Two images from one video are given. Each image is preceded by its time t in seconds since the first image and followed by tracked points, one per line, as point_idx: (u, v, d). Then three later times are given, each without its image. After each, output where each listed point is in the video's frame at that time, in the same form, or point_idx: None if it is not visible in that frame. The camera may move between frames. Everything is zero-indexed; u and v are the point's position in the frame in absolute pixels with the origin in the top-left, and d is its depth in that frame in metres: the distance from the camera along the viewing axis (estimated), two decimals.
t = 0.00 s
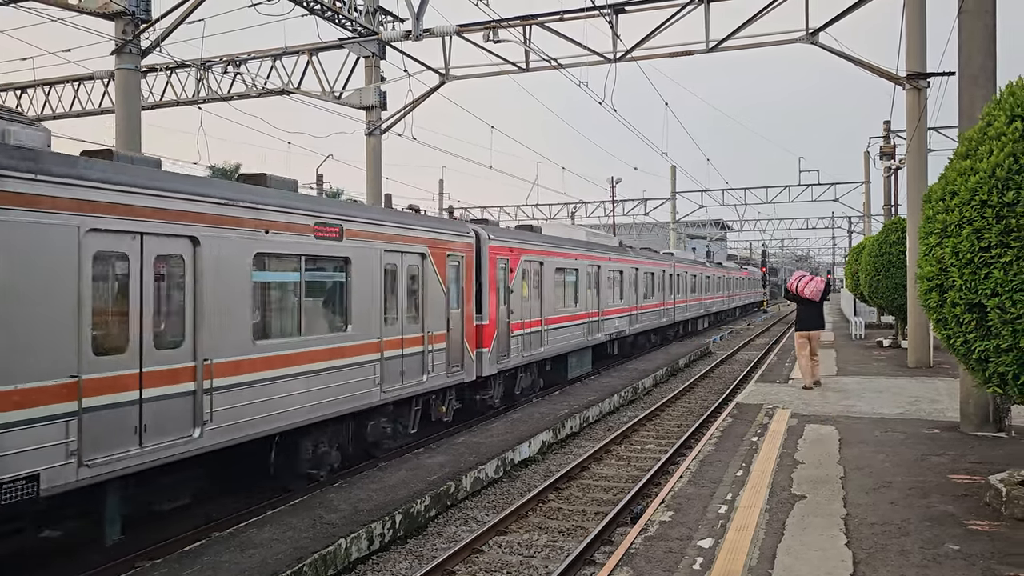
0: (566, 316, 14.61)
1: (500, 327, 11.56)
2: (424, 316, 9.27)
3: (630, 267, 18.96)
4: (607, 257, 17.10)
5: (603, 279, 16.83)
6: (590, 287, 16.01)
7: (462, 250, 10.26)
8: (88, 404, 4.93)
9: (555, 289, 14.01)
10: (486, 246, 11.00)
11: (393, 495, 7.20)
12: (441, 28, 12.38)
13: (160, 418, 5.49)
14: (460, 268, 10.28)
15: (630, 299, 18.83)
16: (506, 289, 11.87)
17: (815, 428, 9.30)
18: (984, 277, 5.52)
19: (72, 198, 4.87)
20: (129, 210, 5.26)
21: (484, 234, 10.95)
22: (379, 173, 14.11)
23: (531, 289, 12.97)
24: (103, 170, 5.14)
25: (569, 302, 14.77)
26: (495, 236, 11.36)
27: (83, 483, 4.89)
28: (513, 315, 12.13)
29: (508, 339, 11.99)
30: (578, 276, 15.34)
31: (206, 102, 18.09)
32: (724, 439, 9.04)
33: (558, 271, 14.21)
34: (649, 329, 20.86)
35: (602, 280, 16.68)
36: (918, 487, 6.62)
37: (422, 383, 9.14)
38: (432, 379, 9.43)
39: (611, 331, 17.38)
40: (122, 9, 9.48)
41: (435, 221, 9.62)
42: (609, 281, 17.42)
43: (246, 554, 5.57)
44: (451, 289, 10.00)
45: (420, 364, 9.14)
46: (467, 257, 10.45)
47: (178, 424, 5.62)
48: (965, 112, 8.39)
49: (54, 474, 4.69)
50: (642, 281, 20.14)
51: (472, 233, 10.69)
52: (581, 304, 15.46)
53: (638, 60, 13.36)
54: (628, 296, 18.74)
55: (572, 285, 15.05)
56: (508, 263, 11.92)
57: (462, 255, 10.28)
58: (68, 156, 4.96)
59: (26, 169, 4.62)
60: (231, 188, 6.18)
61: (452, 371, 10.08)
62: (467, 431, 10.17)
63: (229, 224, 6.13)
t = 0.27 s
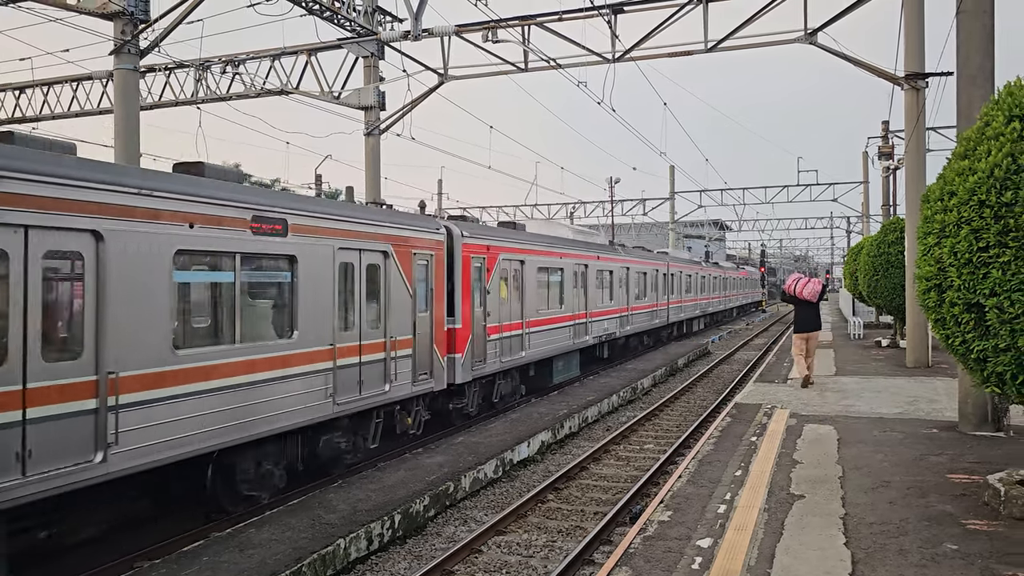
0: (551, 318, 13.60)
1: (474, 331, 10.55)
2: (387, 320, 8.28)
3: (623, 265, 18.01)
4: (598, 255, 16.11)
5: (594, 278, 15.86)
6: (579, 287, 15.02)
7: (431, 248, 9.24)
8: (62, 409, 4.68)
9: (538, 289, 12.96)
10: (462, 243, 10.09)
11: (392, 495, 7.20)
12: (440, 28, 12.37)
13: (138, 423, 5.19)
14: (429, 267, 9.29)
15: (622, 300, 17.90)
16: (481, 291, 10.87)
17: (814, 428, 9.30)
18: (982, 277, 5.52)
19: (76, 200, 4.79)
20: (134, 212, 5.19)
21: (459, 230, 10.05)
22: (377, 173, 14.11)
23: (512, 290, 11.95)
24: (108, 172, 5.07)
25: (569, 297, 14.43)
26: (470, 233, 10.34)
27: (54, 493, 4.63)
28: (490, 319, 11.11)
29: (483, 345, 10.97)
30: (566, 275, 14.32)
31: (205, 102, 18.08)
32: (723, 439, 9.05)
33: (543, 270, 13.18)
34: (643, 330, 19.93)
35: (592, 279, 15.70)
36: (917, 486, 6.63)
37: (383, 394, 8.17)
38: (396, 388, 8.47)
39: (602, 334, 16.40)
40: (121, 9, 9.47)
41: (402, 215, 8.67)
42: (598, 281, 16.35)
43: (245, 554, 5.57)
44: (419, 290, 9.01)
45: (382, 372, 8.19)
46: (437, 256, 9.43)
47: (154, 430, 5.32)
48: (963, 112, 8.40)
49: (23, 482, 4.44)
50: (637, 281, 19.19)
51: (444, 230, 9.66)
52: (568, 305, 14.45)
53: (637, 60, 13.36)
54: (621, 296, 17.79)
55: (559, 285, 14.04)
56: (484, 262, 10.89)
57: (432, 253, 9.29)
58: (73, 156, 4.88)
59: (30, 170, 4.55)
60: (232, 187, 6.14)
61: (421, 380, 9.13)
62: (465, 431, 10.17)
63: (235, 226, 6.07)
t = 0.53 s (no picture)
0: (533, 320, 12.79)
1: (444, 335, 9.73)
2: (342, 323, 7.49)
3: (611, 265, 17.26)
4: (584, 255, 15.34)
5: (580, 278, 15.09)
6: (563, 287, 14.24)
7: (394, 245, 8.43)
8: (54, 412, 4.60)
9: (518, 289, 12.16)
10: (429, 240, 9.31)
11: (392, 495, 7.20)
12: (439, 28, 12.38)
13: (125, 427, 5.09)
14: (394, 265, 8.47)
15: (611, 301, 17.10)
16: (453, 291, 10.07)
17: (813, 427, 9.31)
18: (981, 277, 5.53)
19: (74, 200, 4.77)
20: (133, 211, 5.19)
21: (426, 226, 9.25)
22: (377, 173, 14.11)
23: (489, 290, 11.17)
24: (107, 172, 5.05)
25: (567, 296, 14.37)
26: (440, 229, 9.56)
27: (35, 497, 4.52)
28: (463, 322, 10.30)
29: (455, 350, 10.12)
30: (548, 273, 13.53)
31: (205, 102, 18.08)
32: (723, 438, 9.05)
33: (524, 269, 12.39)
34: (632, 332, 19.14)
35: (577, 279, 14.92)
36: (917, 486, 6.63)
37: (338, 405, 7.39)
38: (353, 398, 7.68)
39: (588, 337, 15.58)
40: (120, 9, 9.47)
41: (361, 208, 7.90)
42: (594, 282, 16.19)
43: (245, 555, 5.57)
44: (380, 290, 8.20)
45: (336, 381, 7.41)
46: (402, 253, 8.61)
47: (140, 434, 5.20)
48: (963, 112, 8.40)
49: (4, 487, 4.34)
50: (626, 281, 18.42)
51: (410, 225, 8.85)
52: (551, 307, 13.66)
53: (636, 60, 13.35)
54: (608, 297, 17.00)
55: (542, 285, 13.24)
56: (457, 260, 10.13)
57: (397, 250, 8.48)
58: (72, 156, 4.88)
59: (30, 170, 4.54)
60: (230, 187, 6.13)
61: (384, 388, 8.32)
62: (465, 431, 10.16)
63: (233, 225, 6.07)
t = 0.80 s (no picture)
0: (515, 322, 11.97)
1: (412, 341, 8.90)
2: (287, 328, 6.72)
3: (600, 264, 16.52)
4: (571, 253, 14.57)
5: (566, 278, 14.31)
6: (548, 288, 13.46)
7: (353, 241, 7.64)
8: (55, 411, 4.59)
9: (498, 290, 11.33)
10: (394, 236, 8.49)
11: (393, 495, 7.20)
12: (440, 28, 12.38)
13: (123, 427, 5.05)
14: (351, 264, 7.67)
15: (600, 301, 16.32)
16: (423, 293, 9.25)
17: (814, 427, 9.31)
18: (982, 277, 5.53)
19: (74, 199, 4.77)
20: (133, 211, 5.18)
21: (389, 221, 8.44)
22: (377, 173, 14.11)
23: (465, 291, 10.35)
24: (107, 172, 5.05)
25: (567, 295, 14.33)
26: (406, 225, 8.76)
27: (34, 498, 4.50)
28: (434, 326, 9.48)
29: (426, 357, 9.28)
30: (532, 272, 12.72)
31: (205, 102, 18.08)
32: (723, 438, 9.06)
33: (504, 268, 11.58)
34: (623, 335, 18.37)
35: (564, 279, 14.14)
36: (917, 486, 6.63)
37: (282, 419, 6.60)
38: (301, 411, 6.87)
39: (576, 340, 14.78)
40: (121, 9, 9.48)
41: (312, 200, 7.16)
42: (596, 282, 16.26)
43: (246, 555, 5.57)
44: (334, 291, 7.40)
45: (281, 393, 6.63)
46: (361, 251, 7.82)
47: (140, 434, 5.19)
48: (963, 112, 8.41)
49: (3, 487, 4.31)
50: (617, 281, 17.69)
51: (371, 220, 8.05)
52: (535, 308, 12.85)
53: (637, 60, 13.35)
54: (598, 298, 16.25)
55: (524, 285, 12.43)
56: (427, 258, 9.30)
57: (354, 247, 7.68)
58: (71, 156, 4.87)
59: (31, 170, 4.55)
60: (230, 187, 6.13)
61: (340, 399, 7.50)
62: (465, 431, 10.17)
63: (233, 225, 6.07)
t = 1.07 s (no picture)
0: (494, 325, 11.21)
1: (376, 347, 8.16)
2: (222, 332, 5.98)
3: (591, 263, 15.77)
4: (559, 252, 13.82)
5: (552, 278, 13.56)
6: (532, 289, 12.70)
7: (303, 238, 6.87)
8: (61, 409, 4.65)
9: (475, 291, 10.55)
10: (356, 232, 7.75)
11: (394, 495, 7.20)
12: (441, 28, 12.38)
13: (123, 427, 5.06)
14: (302, 262, 6.89)
15: (590, 302, 15.54)
16: (389, 294, 8.50)
17: (816, 428, 9.31)
18: (984, 277, 5.53)
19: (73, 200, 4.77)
20: (131, 211, 5.18)
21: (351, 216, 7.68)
22: (379, 173, 14.12)
23: (438, 292, 9.59)
24: (107, 173, 5.06)
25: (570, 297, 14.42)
26: (370, 220, 8.01)
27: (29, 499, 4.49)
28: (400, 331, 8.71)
29: (391, 364, 8.53)
30: (514, 272, 11.95)
31: (207, 103, 18.09)
32: (725, 439, 9.06)
33: (483, 268, 10.83)
34: (616, 337, 17.60)
35: (550, 279, 13.39)
36: (919, 486, 6.63)
37: (215, 436, 5.87)
38: (239, 427, 6.12)
39: (563, 344, 14.03)
40: (122, 9, 9.48)
41: (255, 191, 6.46)
42: (603, 282, 16.42)
43: (248, 555, 5.58)
44: (280, 292, 6.64)
45: (214, 406, 5.89)
46: (315, 248, 7.05)
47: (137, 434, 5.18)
48: (965, 112, 8.41)
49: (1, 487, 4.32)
50: (609, 281, 16.93)
51: (326, 213, 7.25)
52: (517, 310, 12.08)
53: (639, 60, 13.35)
54: (589, 299, 15.49)
55: (504, 286, 11.66)
56: (395, 256, 8.54)
57: (305, 244, 6.90)
58: (70, 157, 4.88)
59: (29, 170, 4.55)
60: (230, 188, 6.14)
61: (287, 412, 6.74)
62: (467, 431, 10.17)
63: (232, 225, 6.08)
